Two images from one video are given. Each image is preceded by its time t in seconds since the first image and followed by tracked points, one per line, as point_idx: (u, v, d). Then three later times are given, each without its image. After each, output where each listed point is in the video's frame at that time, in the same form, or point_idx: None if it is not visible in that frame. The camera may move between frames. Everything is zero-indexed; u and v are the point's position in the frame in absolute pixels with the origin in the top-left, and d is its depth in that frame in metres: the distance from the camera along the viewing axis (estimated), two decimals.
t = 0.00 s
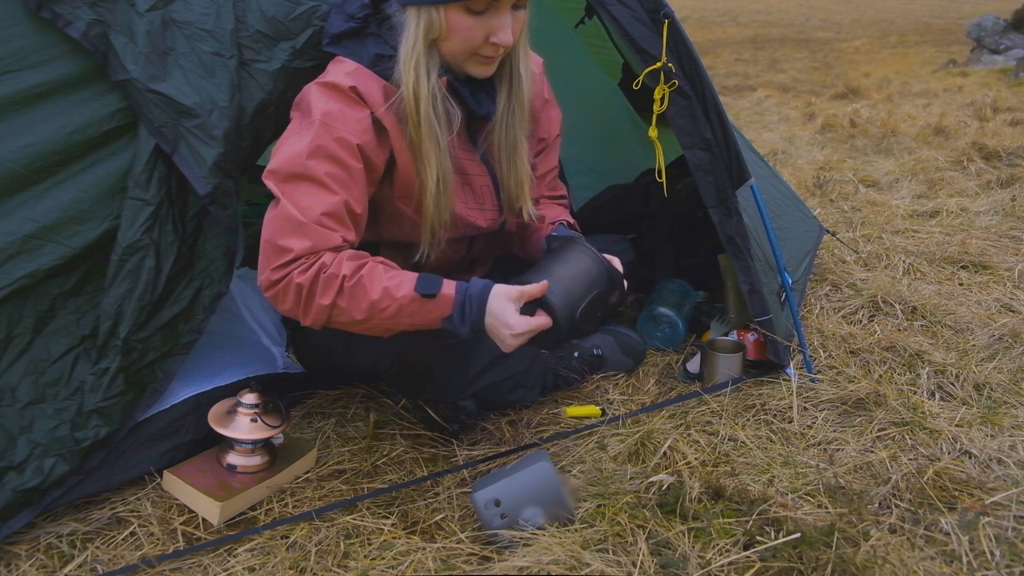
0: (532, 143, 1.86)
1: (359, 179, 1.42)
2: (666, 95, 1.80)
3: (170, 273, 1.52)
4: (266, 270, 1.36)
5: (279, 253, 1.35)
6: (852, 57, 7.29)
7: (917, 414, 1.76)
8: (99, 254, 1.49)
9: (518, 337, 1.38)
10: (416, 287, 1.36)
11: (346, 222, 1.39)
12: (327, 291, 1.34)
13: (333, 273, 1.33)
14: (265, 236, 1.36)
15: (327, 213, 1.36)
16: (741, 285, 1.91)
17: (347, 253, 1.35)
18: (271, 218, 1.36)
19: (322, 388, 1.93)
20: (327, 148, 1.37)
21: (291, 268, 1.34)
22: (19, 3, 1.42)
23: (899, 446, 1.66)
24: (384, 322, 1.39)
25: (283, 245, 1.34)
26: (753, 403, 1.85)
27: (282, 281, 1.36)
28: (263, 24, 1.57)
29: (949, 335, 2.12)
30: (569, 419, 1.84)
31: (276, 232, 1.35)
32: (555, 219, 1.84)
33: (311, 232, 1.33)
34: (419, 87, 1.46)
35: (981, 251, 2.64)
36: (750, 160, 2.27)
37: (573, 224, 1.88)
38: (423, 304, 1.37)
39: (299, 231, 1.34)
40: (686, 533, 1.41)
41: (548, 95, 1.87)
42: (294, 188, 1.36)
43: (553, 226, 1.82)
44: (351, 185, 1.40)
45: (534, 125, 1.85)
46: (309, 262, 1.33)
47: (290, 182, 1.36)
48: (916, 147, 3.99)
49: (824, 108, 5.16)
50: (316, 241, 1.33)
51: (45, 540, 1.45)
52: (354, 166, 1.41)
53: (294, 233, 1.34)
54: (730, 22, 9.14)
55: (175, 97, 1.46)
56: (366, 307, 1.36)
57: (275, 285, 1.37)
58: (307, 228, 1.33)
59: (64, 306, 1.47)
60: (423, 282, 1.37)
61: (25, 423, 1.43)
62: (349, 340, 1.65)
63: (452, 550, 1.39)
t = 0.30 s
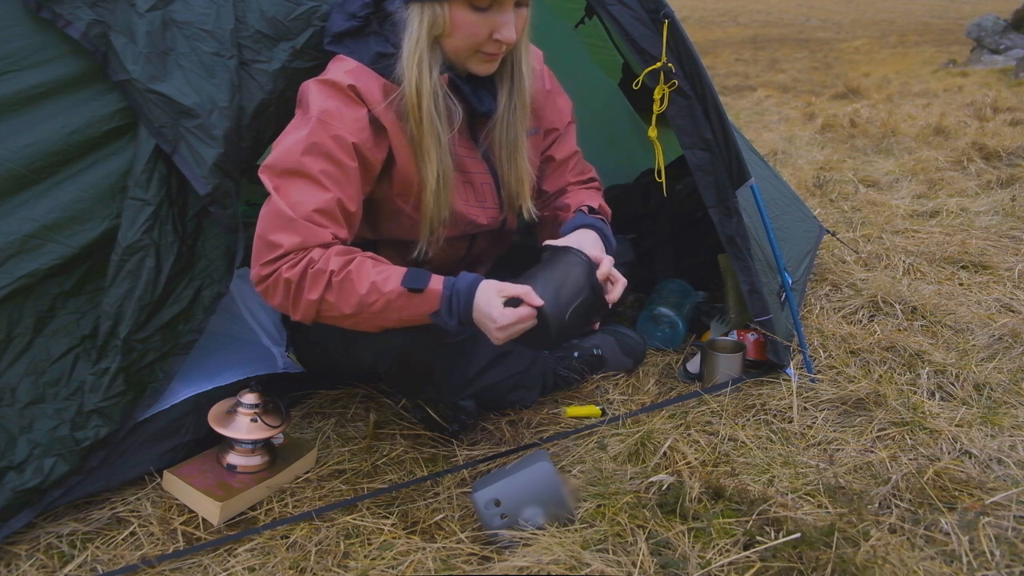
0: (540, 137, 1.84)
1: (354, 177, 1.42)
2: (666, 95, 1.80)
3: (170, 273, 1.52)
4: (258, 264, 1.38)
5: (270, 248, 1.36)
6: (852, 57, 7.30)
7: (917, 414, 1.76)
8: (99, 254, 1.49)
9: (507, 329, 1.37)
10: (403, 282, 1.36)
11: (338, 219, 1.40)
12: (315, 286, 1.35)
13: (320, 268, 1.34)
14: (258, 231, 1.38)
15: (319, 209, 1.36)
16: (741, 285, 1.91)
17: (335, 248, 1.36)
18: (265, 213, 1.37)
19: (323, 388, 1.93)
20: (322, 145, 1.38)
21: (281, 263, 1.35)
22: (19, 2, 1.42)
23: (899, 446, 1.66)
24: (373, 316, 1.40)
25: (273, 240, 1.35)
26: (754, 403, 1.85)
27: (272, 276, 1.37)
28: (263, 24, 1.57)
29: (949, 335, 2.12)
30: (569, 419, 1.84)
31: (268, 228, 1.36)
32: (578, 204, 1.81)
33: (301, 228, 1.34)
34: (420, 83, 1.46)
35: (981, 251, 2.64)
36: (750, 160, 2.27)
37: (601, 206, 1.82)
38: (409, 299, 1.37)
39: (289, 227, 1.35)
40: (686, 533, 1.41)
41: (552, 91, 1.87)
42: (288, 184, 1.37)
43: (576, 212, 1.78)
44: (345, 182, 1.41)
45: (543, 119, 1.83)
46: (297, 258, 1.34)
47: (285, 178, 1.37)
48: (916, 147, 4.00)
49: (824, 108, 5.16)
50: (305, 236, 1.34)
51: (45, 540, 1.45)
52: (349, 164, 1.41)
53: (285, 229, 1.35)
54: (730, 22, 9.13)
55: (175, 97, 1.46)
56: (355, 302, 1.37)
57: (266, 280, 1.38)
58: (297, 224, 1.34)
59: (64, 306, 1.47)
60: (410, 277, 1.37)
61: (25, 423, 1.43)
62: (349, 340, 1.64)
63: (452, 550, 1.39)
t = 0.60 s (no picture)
0: (536, 141, 1.84)
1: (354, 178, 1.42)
2: (666, 95, 1.80)
3: (170, 273, 1.52)
4: (259, 265, 1.37)
5: (271, 249, 1.35)
6: (852, 57, 7.30)
7: (917, 414, 1.76)
8: (99, 254, 1.49)
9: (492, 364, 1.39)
10: (406, 295, 1.36)
11: (338, 219, 1.40)
12: (317, 291, 1.34)
13: (323, 273, 1.33)
14: (258, 231, 1.37)
15: (320, 209, 1.36)
16: (741, 285, 1.90)
17: (338, 253, 1.35)
18: (265, 213, 1.37)
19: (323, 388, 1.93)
20: (322, 145, 1.38)
21: (283, 265, 1.34)
22: (19, 2, 1.42)
23: (899, 446, 1.66)
24: (375, 323, 1.39)
25: (274, 241, 1.34)
26: (754, 403, 1.85)
27: (273, 278, 1.36)
28: (263, 24, 1.57)
29: (949, 335, 2.12)
30: (569, 419, 1.84)
31: (269, 228, 1.35)
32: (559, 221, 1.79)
33: (303, 229, 1.34)
34: (420, 83, 1.46)
35: (981, 251, 2.64)
36: (750, 160, 2.27)
37: (581, 225, 1.82)
38: (411, 310, 1.37)
39: (290, 228, 1.34)
40: (686, 533, 1.41)
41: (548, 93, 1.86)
42: (288, 185, 1.36)
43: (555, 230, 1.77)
44: (345, 182, 1.41)
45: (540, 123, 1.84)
46: (299, 260, 1.34)
47: (286, 178, 1.36)
48: (916, 147, 4.00)
49: (824, 108, 5.16)
50: (307, 238, 1.34)
51: (45, 540, 1.45)
52: (349, 164, 1.41)
53: (286, 229, 1.34)
54: (730, 22, 9.13)
55: (175, 97, 1.46)
56: (358, 309, 1.36)
57: (266, 280, 1.37)
58: (299, 225, 1.34)
59: (64, 306, 1.47)
60: (413, 290, 1.37)
61: (25, 423, 1.43)
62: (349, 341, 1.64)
63: (452, 550, 1.39)
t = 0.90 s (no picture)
0: (533, 143, 1.84)
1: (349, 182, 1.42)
2: (666, 95, 1.80)
3: (170, 273, 1.52)
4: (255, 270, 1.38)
5: (267, 255, 1.36)
6: (852, 57, 7.30)
7: (917, 414, 1.76)
8: (99, 254, 1.49)
9: (496, 355, 1.36)
10: (394, 295, 1.35)
11: (333, 223, 1.39)
12: (309, 294, 1.35)
13: (315, 276, 1.33)
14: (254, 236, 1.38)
15: (313, 214, 1.36)
16: (741, 285, 1.91)
17: (330, 256, 1.35)
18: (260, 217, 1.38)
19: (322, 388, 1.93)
20: (316, 149, 1.38)
21: (276, 270, 1.35)
22: (19, 2, 1.42)
23: (899, 446, 1.66)
24: (368, 325, 1.39)
25: (268, 248, 1.35)
26: (754, 403, 1.85)
27: (269, 283, 1.37)
28: (263, 24, 1.57)
29: (949, 335, 2.12)
30: (569, 419, 1.84)
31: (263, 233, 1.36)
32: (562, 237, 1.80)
33: (295, 234, 1.34)
34: (415, 85, 1.46)
35: (981, 251, 2.64)
36: (750, 160, 2.27)
37: (583, 241, 1.82)
38: (401, 311, 1.36)
39: (282, 234, 1.34)
40: (686, 533, 1.41)
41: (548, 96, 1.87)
42: (282, 189, 1.37)
43: (562, 250, 1.77)
44: (339, 185, 1.41)
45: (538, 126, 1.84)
46: (292, 265, 1.34)
47: (280, 182, 1.37)
48: (916, 147, 4.00)
49: (824, 108, 5.16)
50: (300, 243, 1.34)
51: (45, 540, 1.45)
52: (344, 168, 1.41)
53: (278, 235, 1.35)
54: (730, 22, 9.13)
55: (175, 97, 1.46)
56: (349, 311, 1.36)
57: (264, 286, 1.39)
58: (290, 231, 1.34)
59: (64, 306, 1.47)
60: (402, 290, 1.35)
61: (25, 423, 1.43)
62: (348, 341, 1.63)
63: (452, 550, 1.39)
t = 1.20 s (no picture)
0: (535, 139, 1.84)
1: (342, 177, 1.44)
2: (666, 95, 1.80)
3: (170, 273, 1.52)
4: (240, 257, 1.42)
5: (250, 244, 1.40)
6: (852, 57, 7.30)
7: (917, 414, 1.76)
8: (99, 254, 1.49)
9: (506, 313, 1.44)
10: (374, 274, 1.39)
11: (318, 218, 1.43)
12: (289, 279, 1.38)
13: (294, 262, 1.37)
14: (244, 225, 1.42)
15: (298, 208, 1.39)
16: (741, 285, 1.91)
17: (311, 243, 1.39)
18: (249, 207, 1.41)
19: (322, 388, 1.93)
20: (307, 146, 1.40)
21: (257, 258, 1.39)
22: (19, 2, 1.42)
23: (899, 446, 1.66)
24: (347, 307, 1.42)
25: (253, 238, 1.39)
26: (754, 403, 1.85)
27: (251, 270, 1.41)
28: (263, 24, 1.57)
29: (949, 335, 2.12)
30: (569, 419, 1.84)
31: (249, 224, 1.40)
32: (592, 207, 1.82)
33: (278, 227, 1.38)
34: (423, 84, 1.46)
35: (981, 251, 2.64)
36: (750, 160, 2.27)
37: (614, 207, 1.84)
38: (383, 290, 1.40)
39: (266, 225, 1.38)
40: (686, 533, 1.41)
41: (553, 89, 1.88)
42: (272, 180, 1.40)
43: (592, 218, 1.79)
44: (328, 182, 1.43)
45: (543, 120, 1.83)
46: (274, 254, 1.38)
47: (272, 175, 1.40)
48: (916, 147, 4.00)
49: (824, 108, 5.16)
50: (282, 236, 1.38)
51: (45, 540, 1.45)
52: (334, 165, 1.43)
53: (263, 226, 1.38)
54: (730, 22, 9.13)
55: (176, 97, 1.46)
56: (327, 295, 1.39)
57: (247, 273, 1.43)
58: (274, 223, 1.38)
59: (64, 306, 1.47)
60: (382, 269, 1.40)
61: (25, 422, 1.43)
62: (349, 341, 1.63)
63: (452, 550, 1.39)
